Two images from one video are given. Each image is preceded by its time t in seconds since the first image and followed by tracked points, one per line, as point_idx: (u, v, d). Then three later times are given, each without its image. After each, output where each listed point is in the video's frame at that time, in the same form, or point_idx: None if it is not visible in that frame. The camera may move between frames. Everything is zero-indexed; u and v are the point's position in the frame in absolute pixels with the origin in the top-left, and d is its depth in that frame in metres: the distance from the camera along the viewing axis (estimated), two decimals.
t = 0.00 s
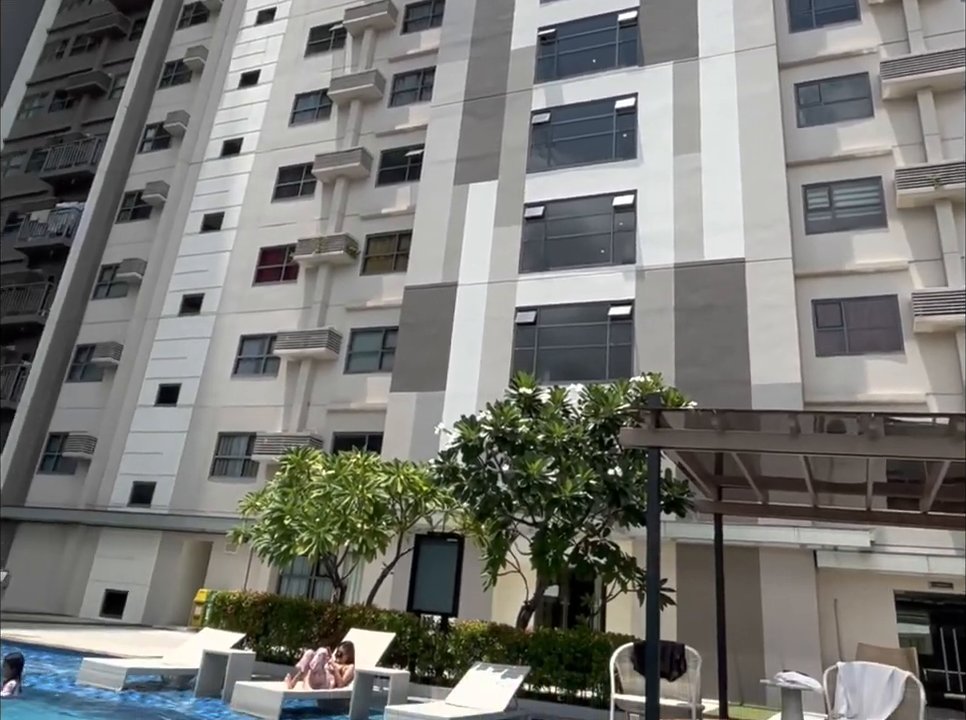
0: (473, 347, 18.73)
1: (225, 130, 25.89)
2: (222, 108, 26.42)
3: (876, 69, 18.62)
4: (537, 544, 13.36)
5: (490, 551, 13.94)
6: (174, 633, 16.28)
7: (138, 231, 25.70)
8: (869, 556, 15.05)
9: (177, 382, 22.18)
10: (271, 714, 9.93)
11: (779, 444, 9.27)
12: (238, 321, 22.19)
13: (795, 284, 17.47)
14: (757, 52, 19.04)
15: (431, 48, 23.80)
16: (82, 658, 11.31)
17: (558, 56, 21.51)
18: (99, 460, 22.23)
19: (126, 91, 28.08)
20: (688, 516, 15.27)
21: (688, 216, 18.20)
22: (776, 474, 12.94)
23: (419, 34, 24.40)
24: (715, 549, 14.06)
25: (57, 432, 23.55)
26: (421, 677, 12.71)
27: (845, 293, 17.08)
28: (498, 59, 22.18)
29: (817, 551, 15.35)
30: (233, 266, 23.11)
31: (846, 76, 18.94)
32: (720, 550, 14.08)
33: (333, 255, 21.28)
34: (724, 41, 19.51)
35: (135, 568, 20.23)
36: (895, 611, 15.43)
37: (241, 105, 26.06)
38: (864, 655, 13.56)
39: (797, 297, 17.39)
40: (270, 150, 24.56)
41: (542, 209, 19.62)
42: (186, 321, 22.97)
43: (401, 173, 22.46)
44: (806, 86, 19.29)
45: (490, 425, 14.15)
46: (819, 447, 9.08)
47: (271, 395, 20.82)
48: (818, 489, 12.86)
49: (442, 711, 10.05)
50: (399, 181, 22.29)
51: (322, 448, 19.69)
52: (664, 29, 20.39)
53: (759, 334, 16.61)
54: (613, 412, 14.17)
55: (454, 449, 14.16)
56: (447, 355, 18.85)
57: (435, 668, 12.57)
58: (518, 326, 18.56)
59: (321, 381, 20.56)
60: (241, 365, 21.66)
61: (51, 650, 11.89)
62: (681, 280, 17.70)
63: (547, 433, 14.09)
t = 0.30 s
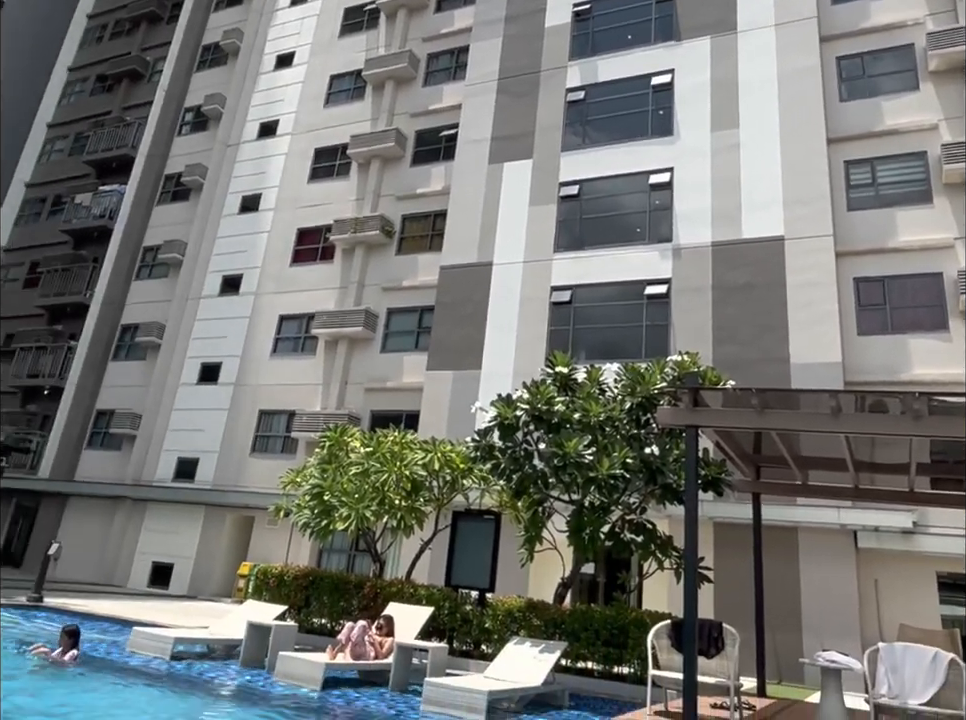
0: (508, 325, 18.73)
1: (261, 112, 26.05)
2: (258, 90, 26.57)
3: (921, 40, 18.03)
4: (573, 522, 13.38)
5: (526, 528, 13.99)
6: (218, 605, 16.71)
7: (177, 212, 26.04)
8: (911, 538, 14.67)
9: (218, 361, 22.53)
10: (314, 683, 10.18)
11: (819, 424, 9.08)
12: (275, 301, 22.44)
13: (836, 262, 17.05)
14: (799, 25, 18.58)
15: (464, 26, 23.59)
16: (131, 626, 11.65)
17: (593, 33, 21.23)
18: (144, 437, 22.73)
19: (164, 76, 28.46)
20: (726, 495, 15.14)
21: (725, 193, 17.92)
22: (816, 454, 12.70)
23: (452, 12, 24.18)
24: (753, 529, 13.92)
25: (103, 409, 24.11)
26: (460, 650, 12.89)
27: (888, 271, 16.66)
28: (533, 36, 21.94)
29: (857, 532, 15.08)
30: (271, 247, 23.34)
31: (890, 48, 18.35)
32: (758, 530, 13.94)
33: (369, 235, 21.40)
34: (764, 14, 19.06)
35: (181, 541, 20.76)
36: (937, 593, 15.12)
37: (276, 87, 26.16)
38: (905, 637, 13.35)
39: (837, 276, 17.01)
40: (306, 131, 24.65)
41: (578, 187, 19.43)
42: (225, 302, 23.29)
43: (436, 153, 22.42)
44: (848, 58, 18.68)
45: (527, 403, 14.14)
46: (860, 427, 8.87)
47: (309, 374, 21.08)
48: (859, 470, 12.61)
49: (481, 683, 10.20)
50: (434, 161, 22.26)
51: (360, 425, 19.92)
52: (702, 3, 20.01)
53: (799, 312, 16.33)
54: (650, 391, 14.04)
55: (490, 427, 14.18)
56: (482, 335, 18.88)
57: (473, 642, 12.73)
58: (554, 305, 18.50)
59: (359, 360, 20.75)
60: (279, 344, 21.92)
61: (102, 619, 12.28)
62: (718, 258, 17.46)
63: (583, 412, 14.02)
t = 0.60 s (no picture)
0: (544, 308, 18.71)
1: (297, 97, 26.19)
2: (293, 75, 26.68)
3: None
4: (610, 503, 13.36)
5: (563, 509, 14.02)
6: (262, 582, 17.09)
7: (216, 197, 26.35)
8: (956, 523, 14.23)
9: (257, 344, 22.84)
10: (357, 659, 10.40)
11: (862, 407, 8.92)
12: (313, 285, 22.66)
13: (879, 242, 16.11)
14: None
15: (498, 7, 23.34)
16: (179, 601, 11.97)
17: (629, 11, 20.93)
18: (187, 418, 23.18)
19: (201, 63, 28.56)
20: (765, 477, 14.98)
21: (764, 173, 17.60)
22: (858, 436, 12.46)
23: None
24: (793, 512, 13.77)
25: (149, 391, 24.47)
26: (498, 628, 12.99)
27: (934, 251, 15.70)
28: (568, 16, 21.70)
29: (900, 516, 14.82)
30: (307, 231, 23.54)
31: (935, 22, 17.14)
32: (797, 513, 13.77)
33: (404, 219, 21.48)
34: None
35: (224, 519, 21.20)
36: None
37: (311, 72, 26.26)
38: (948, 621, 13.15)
39: (880, 255, 16.04)
40: (342, 116, 24.73)
41: (614, 169, 19.29)
42: (264, 286, 23.57)
43: (470, 135, 22.38)
44: (892, 33, 17.49)
45: (563, 385, 14.11)
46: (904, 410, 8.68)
47: (347, 356, 21.29)
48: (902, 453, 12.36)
49: (519, 662, 10.31)
50: (468, 144, 22.24)
51: (397, 407, 20.09)
52: None
53: (840, 294, 15.98)
54: (688, 374, 13.92)
55: (527, 409, 14.17)
56: (518, 317, 18.89)
57: (511, 621, 12.81)
58: (590, 288, 18.39)
59: (396, 342, 20.89)
60: (318, 328, 22.16)
61: (151, 592, 12.69)
62: (757, 239, 17.18)
63: (620, 394, 13.96)
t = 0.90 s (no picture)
0: (580, 293, 18.63)
1: (332, 85, 26.28)
2: (328, 63, 26.76)
3: None
4: (648, 488, 13.28)
5: (601, 494, 13.96)
6: (304, 563, 17.39)
7: (254, 186, 26.59)
8: None
9: (296, 330, 23.08)
10: (398, 640, 10.51)
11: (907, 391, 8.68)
12: (350, 271, 22.83)
13: (925, 224, 15.59)
14: None
15: None
16: (224, 581, 12.23)
17: None
18: (229, 403, 23.54)
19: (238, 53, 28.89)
20: (806, 462, 14.75)
21: (804, 154, 17.25)
22: (903, 421, 12.16)
23: None
24: (835, 498, 13.52)
25: (191, 376, 24.98)
26: (537, 611, 13.07)
27: None
28: None
29: (946, 503, 14.52)
30: (344, 218, 23.69)
31: None
32: (839, 498, 13.53)
33: (440, 204, 21.51)
34: None
35: (265, 501, 21.56)
36: None
37: (346, 59, 26.32)
38: None
39: (926, 237, 15.52)
40: (377, 102, 24.80)
41: (650, 152, 19.06)
42: (302, 273, 23.80)
43: (505, 120, 22.30)
44: (938, 8, 16.79)
45: (601, 370, 14.00)
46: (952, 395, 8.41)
47: (384, 342, 21.45)
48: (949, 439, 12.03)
49: (559, 645, 10.32)
50: (503, 129, 22.17)
51: (435, 392, 20.20)
52: None
53: (883, 277, 15.59)
54: (728, 358, 13.72)
55: (564, 394, 14.10)
56: (554, 302, 18.82)
57: (549, 604, 12.87)
58: (626, 272, 18.27)
59: (432, 327, 20.99)
60: (355, 314, 22.34)
61: (196, 571, 12.99)
62: (797, 222, 16.85)
63: (658, 379, 13.73)
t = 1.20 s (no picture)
0: (617, 279, 18.48)
1: (366, 74, 26.33)
2: (361, 52, 26.82)
3: None
4: (687, 474, 13.16)
5: (639, 480, 13.87)
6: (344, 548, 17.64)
7: (291, 176, 26.78)
8: None
9: (334, 318, 23.29)
10: (438, 623, 10.61)
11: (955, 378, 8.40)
12: (386, 260, 22.96)
13: None
14: None
15: None
16: (266, 564, 12.43)
17: None
18: (269, 390, 23.85)
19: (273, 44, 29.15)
20: (849, 450, 14.49)
21: (845, 136, 16.79)
22: (950, 408, 11.82)
23: None
24: (880, 486, 13.21)
25: (232, 364, 25.36)
26: (575, 597, 13.13)
27: None
28: None
29: None
30: (379, 207, 23.81)
31: None
32: (883, 487, 13.21)
33: (475, 192, 21.49)
34: None
35: (306, 487, 21.87)
36: None
37: (380, 48, 26.34)
38: None
39: None
40: (411, 91, 24.83)
41: (686, 136, 18.80)
42: (338, 262, 23.98)
43: (539, 107, 22.18)
44: None
45: (638, 356, 13.82)
46: None
47: (421, 330, 21.58)
48: None
49: (598, 630, 10.31)
50: (537, 115, 22.05)
51: (471, 380, 20.28)
52: None
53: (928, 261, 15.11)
54: (768, 344, 13.45)
55: (601, 380, 13.96)
56: (590, 288, 18.72)
57: (588, 590, 12.92)
58: (662, 258, 18.07)
59: (468, 315, 21.05)
60: (392, 302, 22.50)
61: (239, 555, 13.22)
62: (838, 205, 16.47)
63: (697, 366, 13.56)
